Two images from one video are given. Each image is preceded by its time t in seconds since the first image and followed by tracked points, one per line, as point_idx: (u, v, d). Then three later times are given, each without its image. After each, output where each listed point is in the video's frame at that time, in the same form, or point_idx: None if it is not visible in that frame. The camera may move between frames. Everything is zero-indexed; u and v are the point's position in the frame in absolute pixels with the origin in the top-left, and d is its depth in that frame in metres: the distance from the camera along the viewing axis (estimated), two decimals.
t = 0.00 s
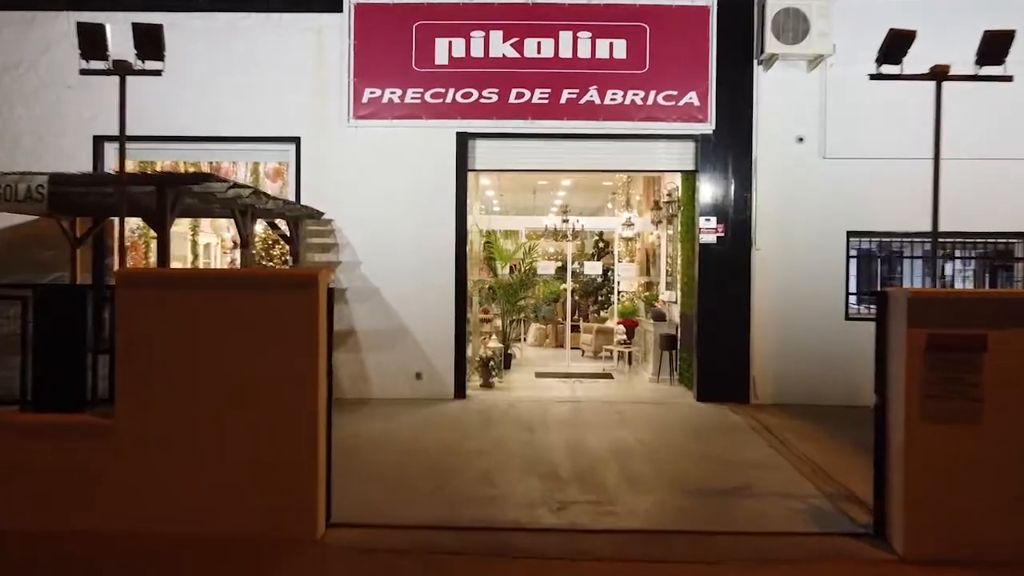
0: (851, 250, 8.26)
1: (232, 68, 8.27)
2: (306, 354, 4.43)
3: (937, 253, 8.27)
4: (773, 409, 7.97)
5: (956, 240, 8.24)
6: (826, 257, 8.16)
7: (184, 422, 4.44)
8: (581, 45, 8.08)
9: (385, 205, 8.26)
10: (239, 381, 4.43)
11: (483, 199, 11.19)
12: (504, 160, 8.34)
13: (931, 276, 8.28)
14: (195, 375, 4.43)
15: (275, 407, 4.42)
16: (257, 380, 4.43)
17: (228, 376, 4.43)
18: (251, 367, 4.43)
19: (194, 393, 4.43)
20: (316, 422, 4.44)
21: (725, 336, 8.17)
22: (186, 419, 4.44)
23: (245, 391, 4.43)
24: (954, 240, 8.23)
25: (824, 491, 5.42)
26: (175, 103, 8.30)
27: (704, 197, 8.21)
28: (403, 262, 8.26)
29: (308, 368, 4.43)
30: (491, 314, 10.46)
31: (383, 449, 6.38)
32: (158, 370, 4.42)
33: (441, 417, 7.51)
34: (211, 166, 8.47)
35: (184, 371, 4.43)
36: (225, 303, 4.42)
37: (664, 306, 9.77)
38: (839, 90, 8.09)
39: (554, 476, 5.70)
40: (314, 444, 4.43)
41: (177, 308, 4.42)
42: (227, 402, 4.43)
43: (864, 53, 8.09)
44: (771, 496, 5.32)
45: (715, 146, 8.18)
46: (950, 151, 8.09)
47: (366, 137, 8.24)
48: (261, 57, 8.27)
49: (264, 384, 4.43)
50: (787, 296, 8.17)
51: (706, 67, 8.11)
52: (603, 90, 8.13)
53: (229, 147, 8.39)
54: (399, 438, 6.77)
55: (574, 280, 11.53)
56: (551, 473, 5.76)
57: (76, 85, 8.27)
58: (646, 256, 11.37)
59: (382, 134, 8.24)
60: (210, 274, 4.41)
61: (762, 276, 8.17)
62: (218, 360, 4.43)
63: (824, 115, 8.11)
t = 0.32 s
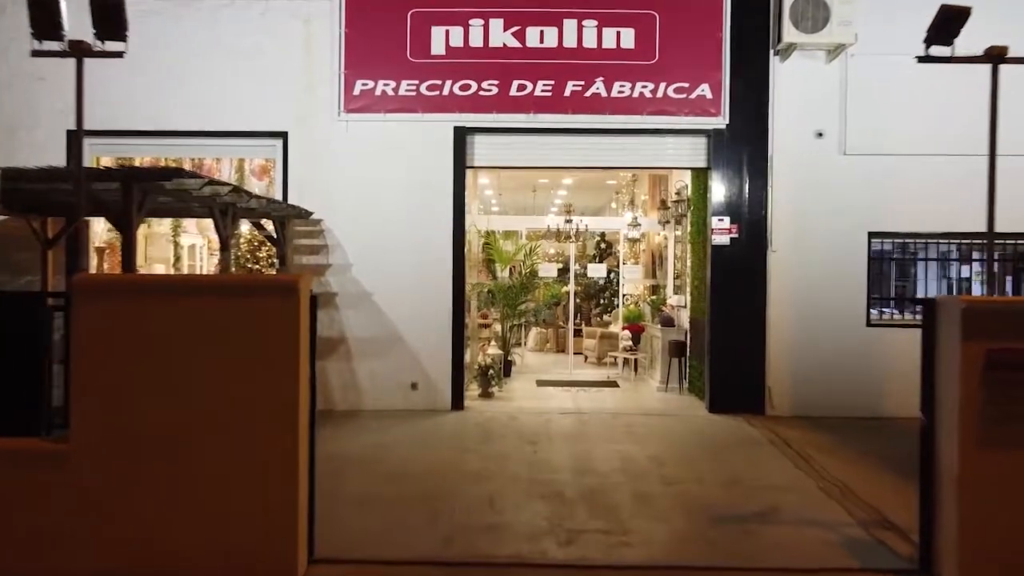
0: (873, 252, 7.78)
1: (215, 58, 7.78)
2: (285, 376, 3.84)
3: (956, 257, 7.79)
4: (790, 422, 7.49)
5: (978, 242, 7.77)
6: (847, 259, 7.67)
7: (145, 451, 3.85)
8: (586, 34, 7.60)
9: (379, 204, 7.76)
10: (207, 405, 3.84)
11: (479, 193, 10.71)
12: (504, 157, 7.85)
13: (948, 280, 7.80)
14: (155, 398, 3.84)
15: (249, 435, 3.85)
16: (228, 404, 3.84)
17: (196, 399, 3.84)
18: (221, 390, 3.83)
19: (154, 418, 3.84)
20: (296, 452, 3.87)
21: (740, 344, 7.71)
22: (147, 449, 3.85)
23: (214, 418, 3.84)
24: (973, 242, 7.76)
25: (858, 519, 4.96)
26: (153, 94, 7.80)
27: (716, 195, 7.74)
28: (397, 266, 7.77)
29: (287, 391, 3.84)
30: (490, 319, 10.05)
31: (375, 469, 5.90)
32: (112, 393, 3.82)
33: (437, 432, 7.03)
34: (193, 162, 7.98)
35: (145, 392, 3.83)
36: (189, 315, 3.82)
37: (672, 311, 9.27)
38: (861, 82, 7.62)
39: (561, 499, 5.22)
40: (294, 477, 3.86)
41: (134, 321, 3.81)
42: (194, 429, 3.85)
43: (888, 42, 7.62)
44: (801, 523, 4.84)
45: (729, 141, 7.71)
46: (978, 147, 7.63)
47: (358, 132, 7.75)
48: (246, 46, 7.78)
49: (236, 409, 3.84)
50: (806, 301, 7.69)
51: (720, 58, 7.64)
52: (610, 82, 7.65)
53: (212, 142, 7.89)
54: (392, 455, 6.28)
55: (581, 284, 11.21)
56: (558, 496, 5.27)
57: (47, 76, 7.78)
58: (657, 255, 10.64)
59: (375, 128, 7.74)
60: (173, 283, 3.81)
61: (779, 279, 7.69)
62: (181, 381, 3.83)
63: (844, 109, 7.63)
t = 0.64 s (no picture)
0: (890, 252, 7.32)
1: (189, 44, 7.26)
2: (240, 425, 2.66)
3: (963, 257, 7.35)
4: (805, 434, 7.02)
5: (987, 241, 7.33)
6: (865, 260, 7.20)
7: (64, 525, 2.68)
8: (586, 20, 7.12)
9: (365, 201, 7.24)
10: (128, 468, 2.67)
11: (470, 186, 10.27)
12: (498, 151, 7.35)
13: (957, 281, 7.35)
14: (57, 457, 2.68)
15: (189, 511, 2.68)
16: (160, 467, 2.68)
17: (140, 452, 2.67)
18: (150, 444, 2.67)
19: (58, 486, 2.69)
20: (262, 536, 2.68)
21: (750, 350, 7.23)
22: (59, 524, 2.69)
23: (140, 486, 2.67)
24: (983, 241, 7.32)
25: (894, 548, 4.47)
26: (120, 83, 7.27)
27: (723, 193, 7.26)
28: (384, 267, 7.25)
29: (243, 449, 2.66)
30: (483, 321, 9.59)
31: (357, 490, 5.38)
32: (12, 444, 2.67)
33: (426, 447, 6.52)
34: (165, 156, 7.48)
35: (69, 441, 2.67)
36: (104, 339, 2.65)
37: (676, 314, 8.79)
38: (878, 71, 7.17)
39: (563, 526, 4.72)
40: (261, 574, 2.68)
41: (22, 349, 2.65)
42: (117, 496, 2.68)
43: (907, 29, 7.17)
44: (831, 554, 4.36)
45: (738, 134, 7.23)
46: (1002, 141, 7.18)
47: (342, 124, 7.23)
48: (222, 31, 7.26)
49: (145, 484, 2.68)
50: (821, 304, 7.21)
51: (728, 45, 7.17)
52: (612, 71, 7.17)
53: (185, 134, 7.38)
54: (378, 474, 5.77)
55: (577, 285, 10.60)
56: (561, 523, 4.76)
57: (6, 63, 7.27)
58: (659, 256, 10.13)
59: (360, 120, 7.22)
60: (82, 291, 2.64)
61: (791, 280, 7.22)
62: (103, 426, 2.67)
63: (860, 100, 7.18)
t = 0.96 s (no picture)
0: (905, 251, 6.91)
1: (160, 27, 6.79)
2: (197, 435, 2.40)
3: (973, 257, 6.97)
4: (815, 444, 6.62)
5: (1000, 242, 6.96)
6: (878, 259, 6.80)
7: None
8: (584, 4, 6.69)
9: (348, 197, 6.79)
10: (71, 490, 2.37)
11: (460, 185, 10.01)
12: (490, 143, 6.91)
13: (968, 283, 6.96)
14: None
15: (142, 535, 2.38)
16: (106, 490, 2.38)
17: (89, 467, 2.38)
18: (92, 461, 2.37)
19: None
20: (225, 560, 2.41)
21: (757, 355, 6.83)
22: None
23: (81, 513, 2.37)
24: (994, 241, 6.95)
25: None
26: (86, 69, 6.79)
27: (729, 188, 6.85)
28: (368, 267, 6.80)
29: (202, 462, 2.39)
30: (475, 324, 9.11)
31: (338, 509, 4.94)
32: None
33: (413, 459, 6.09)
34: (135, 148, 7.06)
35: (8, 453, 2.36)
36: (5, 355, 2.35)
37: (677, 316, 8.39)
38: (893, 60, 6.77)
39: (564, 551, 4.28)
40: None
41: None
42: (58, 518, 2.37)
43: (925, 15, 6.76)
44: None
45: (745, 126, 6.82)
46: None
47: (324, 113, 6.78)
48: (196, 13, 6.78)
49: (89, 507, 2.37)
50: (832, 306, 6.81)
51: (735, 31, 6.76)
52: (611, 58, 6.74)
53: (155, 125, 6.92)
54: (360, 490, 5.32)
55: (573, 286, 10.21)
56: (560, 548, 4.32)
57: None
58: (656, 255, 9.89)
59: (344, 110, 6.78)
60: (3, 295, 2.34)
61: (801, 280, 6.81)
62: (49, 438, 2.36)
63: (874, 90, 6.78)
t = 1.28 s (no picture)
0: (923, 250, 6.47)
1: (124, 7, 6.28)
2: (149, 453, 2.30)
3: (981, 255, 6.53)
4: (828, 455, 6.19)
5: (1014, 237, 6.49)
6: (895, 258, 6.38)
7: None
8: None
9: (328, 191, 6.31)
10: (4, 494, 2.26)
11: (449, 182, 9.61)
12: (481, 134, 6.46)
13: (974, 283, 6.54)
14: None
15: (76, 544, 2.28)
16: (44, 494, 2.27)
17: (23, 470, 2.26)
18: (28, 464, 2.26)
19: None
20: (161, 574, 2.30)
21: (766, 360, 6.39)
22: None
23: (23, 537, 2.26)
24: (1009, 236, 6.47)
25: None
26: (43, 52, 6.27)
27: (736, 182, 6.41)
28: (350, 267, 6.32)
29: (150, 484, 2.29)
30: (465, 326, 8.63)
31: (313, 533, 4.48)
32: None
33: (397, 475, 5.62)
34: (96, 138, 6.51)
35: None
36: None
37: (677, 319, 7.92)
38: (910, 45, 6.34)
39: None
40: None
41: None
42: None
43: None
44: None
45: (752, 116, 6.39)
46: None
47: (302, 101, 6.30)
48: None
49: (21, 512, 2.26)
50: (846, 308, 6.39)
51: (742, 14, 6.31)
52: (610, 43, 6.28)
53: (118, 113, 6.40)
54: (338, 510, 4.85)
55: (566, 286, 9.71)
56: None
57: None
58: (655, 254, 9.24)
59: (322, 98, 6.30)
60: None
61: (812, 281, 6.38)
62: None
63: (890, 78, 6.36)
